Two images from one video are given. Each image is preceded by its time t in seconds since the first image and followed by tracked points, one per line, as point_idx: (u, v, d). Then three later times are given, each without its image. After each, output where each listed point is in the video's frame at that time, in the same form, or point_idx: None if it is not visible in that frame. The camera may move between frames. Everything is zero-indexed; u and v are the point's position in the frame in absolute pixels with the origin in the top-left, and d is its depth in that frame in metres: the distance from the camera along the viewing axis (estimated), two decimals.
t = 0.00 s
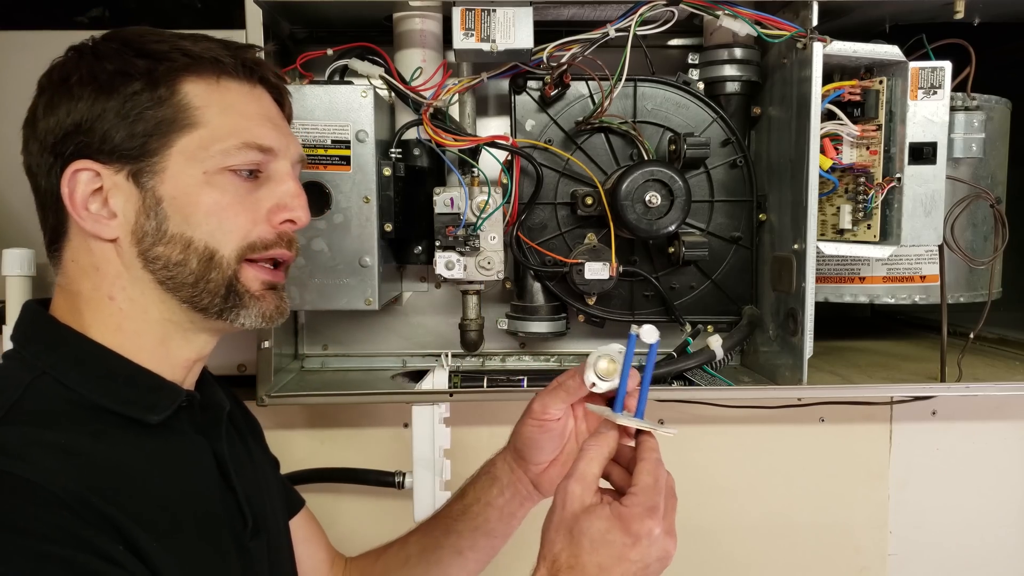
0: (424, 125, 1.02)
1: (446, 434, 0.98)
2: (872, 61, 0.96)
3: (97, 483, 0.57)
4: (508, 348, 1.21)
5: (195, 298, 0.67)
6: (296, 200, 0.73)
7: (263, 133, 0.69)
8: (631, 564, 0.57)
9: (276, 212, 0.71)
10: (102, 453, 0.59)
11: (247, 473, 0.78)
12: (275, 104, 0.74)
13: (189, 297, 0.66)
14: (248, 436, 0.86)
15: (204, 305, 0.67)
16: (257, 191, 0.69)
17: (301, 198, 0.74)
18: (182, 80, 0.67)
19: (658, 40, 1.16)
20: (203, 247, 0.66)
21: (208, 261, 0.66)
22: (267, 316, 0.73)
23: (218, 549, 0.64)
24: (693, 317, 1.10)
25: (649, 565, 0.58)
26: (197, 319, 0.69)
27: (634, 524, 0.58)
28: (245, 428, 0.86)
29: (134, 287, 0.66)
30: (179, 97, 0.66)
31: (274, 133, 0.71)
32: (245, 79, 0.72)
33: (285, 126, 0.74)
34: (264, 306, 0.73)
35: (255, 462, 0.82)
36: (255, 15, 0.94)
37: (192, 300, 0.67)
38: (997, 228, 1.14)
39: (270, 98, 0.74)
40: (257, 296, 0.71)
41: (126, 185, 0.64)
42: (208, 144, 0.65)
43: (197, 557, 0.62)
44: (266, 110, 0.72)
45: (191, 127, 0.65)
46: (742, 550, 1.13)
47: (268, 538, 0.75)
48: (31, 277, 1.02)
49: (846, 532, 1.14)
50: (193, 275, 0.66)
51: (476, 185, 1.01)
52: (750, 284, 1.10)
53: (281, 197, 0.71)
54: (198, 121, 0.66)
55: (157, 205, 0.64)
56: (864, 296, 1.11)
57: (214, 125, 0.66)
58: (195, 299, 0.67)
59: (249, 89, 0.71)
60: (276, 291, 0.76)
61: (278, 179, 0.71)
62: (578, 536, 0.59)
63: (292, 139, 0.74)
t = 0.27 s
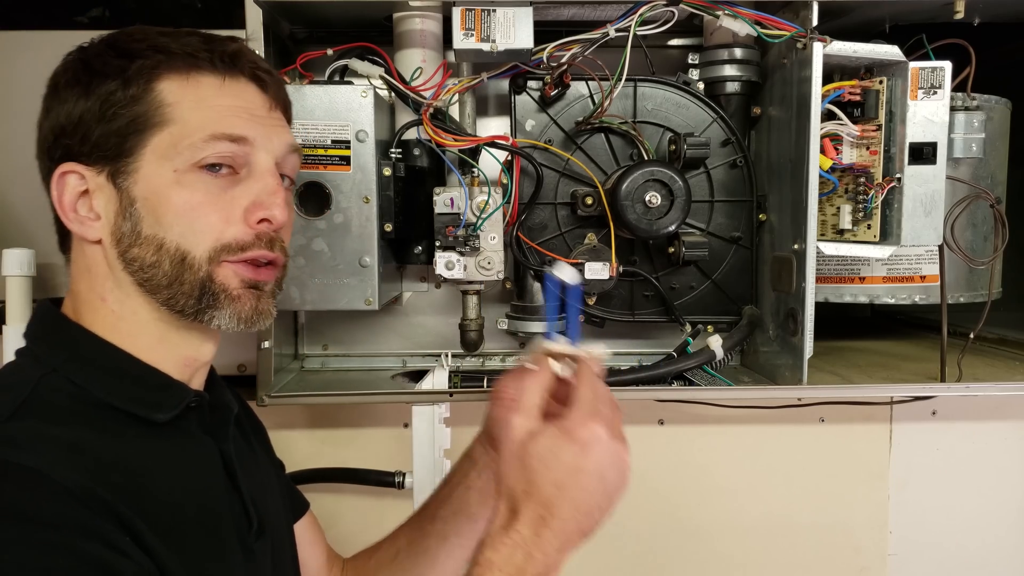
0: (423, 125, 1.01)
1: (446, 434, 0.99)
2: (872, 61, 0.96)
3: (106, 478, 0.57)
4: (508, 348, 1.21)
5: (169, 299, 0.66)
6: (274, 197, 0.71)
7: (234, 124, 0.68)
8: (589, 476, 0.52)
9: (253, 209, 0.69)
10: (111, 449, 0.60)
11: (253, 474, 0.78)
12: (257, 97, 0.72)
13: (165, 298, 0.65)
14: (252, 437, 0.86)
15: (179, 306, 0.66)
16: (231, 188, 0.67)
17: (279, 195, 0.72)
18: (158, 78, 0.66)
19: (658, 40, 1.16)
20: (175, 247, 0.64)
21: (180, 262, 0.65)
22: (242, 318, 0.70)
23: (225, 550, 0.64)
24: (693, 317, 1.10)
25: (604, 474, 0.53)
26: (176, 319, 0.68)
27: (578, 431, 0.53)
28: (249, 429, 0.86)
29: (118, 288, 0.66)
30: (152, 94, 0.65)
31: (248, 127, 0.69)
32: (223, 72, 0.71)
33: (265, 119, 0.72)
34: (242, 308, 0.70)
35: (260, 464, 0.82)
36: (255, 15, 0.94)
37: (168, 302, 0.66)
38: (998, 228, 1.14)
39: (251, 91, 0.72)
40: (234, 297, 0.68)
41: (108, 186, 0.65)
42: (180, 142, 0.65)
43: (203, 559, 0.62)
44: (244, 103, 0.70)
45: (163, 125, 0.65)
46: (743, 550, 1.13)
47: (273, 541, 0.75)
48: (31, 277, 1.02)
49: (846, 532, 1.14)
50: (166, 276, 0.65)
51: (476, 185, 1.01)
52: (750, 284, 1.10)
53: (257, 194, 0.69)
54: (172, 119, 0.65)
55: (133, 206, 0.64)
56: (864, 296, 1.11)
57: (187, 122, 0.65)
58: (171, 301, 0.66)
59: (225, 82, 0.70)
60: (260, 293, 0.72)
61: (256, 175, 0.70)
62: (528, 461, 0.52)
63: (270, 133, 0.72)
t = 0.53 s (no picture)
0: (424, 125, 1.01)
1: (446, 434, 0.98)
2: (872, 61, 0.96)
3: (126, 481, 0.57)
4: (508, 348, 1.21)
5: (196, 308, 0.65)
6: (309, 217, 0.69)
7: (278, 139, 0.67)
8: (531, 441, 0.63)
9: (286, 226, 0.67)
10: (134, 451, 0.60)
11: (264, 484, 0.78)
12: (306, 113, 0.72)
13: (190, 307, 0.65)
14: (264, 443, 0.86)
15: (204, 317, 0.66)
16: (267, 203, 0.67)
17: (315, 214, 0.70)
18: (214, 87, 0.67)
19: (658, 40, 1.16)
20: (205, 257, 0.64)
21: (208, 273, 0.64)
22: (264, 335, 0.68)
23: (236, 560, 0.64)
24: (693, 317, 1.10)
25: (545, 432, 0.64)
26: (203, 330, 0.67)
27: (515, 400, 0.63)
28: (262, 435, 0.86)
29: (153, 293, 0.66)
30: (204, 102, 0.66)
31: (293, 144, 0.68)
32: (276, 86, 0.70)
33: (312, 137, 0.71)
34: (266, 326, 0.68)
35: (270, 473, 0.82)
36: (255, 15, 0.94)
37: (193, 311, 0.65)
38: (997, 228, 1.14)
39: (301, 107, 0.72)
40: (258, 312, 0.67)
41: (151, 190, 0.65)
42: (222, 151, 0.65)
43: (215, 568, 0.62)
44: (293, 119, 0.70)
45: (209, 133, 0.65)
46: (743, 550, 1.13)
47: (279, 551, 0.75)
48: (31, 277, 1.02)
49: (846, 532, 1.14)
50: (195, 285, 0.64)
51: (475, 185, 1.01)
52: (750, 284, 1.10)
53: (292, 211, 0.68)
54: (218, 128, 0.66)
55: (171, 211, 0.64)
56: (864, 296, 1.11)
57: (232, 132, 0.66)
58: (196, 310, 0.65)
59: (277, 97, 0.70)
60: (286, 312, 0.70)
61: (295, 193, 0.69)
62: (469, 436, 0.63)
63: (315, 151, 0.71)
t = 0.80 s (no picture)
0: (424, 125, 1.01)
1: (446, 434, 0.98)
2: (872, 61, 0.96)
3: (119, 488, 0.57)
4: (508, 348, 1.21)
5: (186, 314, 0.65)
6: (301, 220, 0.69)
7: (270, 142, 0.67)
8: (598, 511, 0.61)
9: (278, 230, 0.67)
10: (126, 458, 0.60)
11: (261, 489, 0.78)
12: (300, 114, 0.71)
13: (181, 312, 0.65)
14: (262, 447, 0.86)
15: (195, 322, 0.66)
16: (259, 206, 0.66)
17: (308, 218, 0.69)
18: (204, 89, 0.67)
19: (658, 40, 1.16)
20: (195, 261, 0.64)
21: (199, 278, 0.64)
22: (256, 340, 0.68)
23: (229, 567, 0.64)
24: (693, 317, 1.10)
25: (613, 508, 0.62)
26: (195, 334, 0.68)
27: (599, 473, 0.60)
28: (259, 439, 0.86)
29: (145, 297, 0.66)
30: (196, 104, 0.66)
31: (285, 146, 0.68)
32: (269, 87, 0.70)
33: (305, 139, 0.70)
34: (258, 331, 0.68)
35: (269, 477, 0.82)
36: (255, 15, 0.94)
37: (184, 316, 0.65)
38: (997, 228, 1.14)
39: (295, 108, 0.71)
40: (250, 318, 0.67)
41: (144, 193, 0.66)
42: (212, 154, 0.64)
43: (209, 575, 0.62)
44: (285, 120, 0.69)
45: (200, 135, 0.65)
46: (743, 550, 1.13)
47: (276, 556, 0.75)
48: (31, 277, 1.02)
49: (846, 533, 1.14)
50: (185, 290, 0.64)
51: (476, 185, 1.01)
52: (750, 284, 1.10)
53: (284, 215, 0.67)
54: (209, 130, 0.66)
55: (162, 215, 0.64)
56: (864, 296, 1.11)
57: (223, 135, 0.65)
58: (187, 316, 0.65)
59: (269, 97, 0.69)
60: (279, 316, 0.70)
61: (288, 197, 0.68)
62: (543, 491, 0.60)
63: (310, 153, 0.70)
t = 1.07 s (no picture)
0: (424, 126, 1.01)
1: (446, 434, 0.98)
2: (872, 61, 0.96)
3: (98, 490, 0.57)
4: (508, 348, 1.21)
5: (158, 313, 0.65)
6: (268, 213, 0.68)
7: (232, 135, 0.67)
8: (610, 530, 0.59)
9: (245, 224, 0.67)
10: (106, 460, 0.60)
11: (254, 488, 0.78)
12: (265, 105, 0.71)
13: (153, 311, 0.65)
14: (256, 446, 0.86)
15: (167, 321, 0.66)
16: (224, 202, 0.66)
17: (275, 212, 0.69)
18: (164, 84, 0.67)
19: (658, 40, 1.16)
20: (163, 260, 0.64)
21: (168, 277, 0.64)
22: (229, 338, 0.68)
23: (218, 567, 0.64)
24: (693, 317, 1.10)
25: (626, 529, 0.60)
26: (168, 333, 0.68)
27: (612, 491, 0.59)
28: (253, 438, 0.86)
29: (118, 296, 0.67)
30: (157, 100, 0.66)
31: (248, 138, 0.67)
32: (230, 78, 0.69)
33: (271, 130, 0.70)
34: (230, 327, 0.68)
35: (263, 476, 0.82)
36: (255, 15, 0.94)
37: (157, 315, 0.66)
38: (997, 228, 1.14)
39: (260, 99, 0.71)
40: (221, 315, 0.67)
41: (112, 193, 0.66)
42: (175, 151, 0.64)
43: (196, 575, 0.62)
44: (248, 112, 0.69)
45: (163, 132, 0.65)
46: (742, 550, 1.13)
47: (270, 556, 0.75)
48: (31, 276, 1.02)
49: (846, 533, 1.14)
50: (155, 289, 0.65)
51: (476, 185, 1.01)
52: (750, 284, 1.10)
53: (251, 209, 0.67)
54: (173, 127, 0.65)
55: (129, 215, 0.65)
56: (864, 296, 1.11)
57: (186, 130, 0.65)
58: (161, 315, 0.65)
59: (229, 89, 0.69)
60: (254, 312, 0.70)
61: (255, 190, 0.68)
62: (554, 506, 0.60)
63: (276, 145, 0.70)
